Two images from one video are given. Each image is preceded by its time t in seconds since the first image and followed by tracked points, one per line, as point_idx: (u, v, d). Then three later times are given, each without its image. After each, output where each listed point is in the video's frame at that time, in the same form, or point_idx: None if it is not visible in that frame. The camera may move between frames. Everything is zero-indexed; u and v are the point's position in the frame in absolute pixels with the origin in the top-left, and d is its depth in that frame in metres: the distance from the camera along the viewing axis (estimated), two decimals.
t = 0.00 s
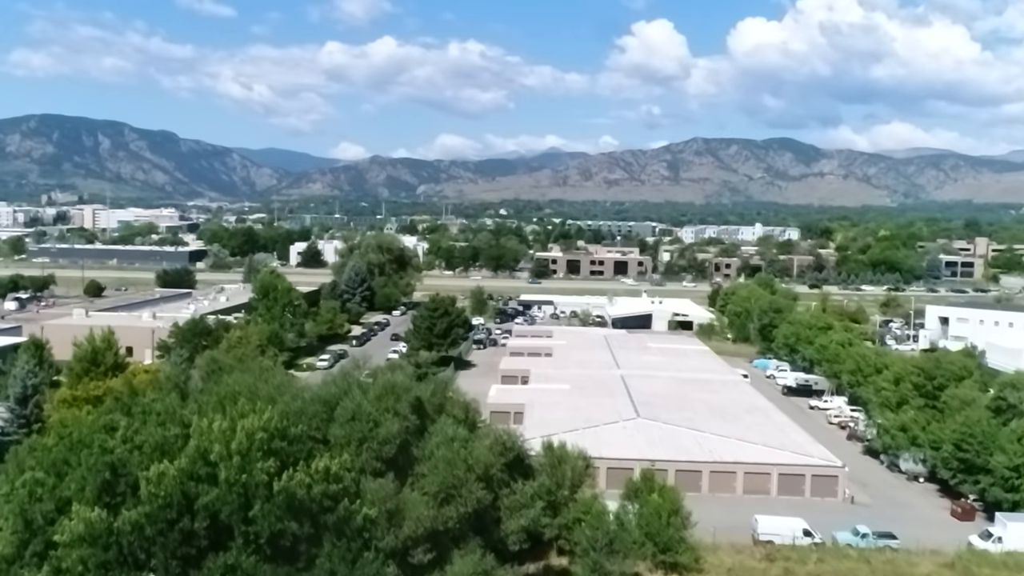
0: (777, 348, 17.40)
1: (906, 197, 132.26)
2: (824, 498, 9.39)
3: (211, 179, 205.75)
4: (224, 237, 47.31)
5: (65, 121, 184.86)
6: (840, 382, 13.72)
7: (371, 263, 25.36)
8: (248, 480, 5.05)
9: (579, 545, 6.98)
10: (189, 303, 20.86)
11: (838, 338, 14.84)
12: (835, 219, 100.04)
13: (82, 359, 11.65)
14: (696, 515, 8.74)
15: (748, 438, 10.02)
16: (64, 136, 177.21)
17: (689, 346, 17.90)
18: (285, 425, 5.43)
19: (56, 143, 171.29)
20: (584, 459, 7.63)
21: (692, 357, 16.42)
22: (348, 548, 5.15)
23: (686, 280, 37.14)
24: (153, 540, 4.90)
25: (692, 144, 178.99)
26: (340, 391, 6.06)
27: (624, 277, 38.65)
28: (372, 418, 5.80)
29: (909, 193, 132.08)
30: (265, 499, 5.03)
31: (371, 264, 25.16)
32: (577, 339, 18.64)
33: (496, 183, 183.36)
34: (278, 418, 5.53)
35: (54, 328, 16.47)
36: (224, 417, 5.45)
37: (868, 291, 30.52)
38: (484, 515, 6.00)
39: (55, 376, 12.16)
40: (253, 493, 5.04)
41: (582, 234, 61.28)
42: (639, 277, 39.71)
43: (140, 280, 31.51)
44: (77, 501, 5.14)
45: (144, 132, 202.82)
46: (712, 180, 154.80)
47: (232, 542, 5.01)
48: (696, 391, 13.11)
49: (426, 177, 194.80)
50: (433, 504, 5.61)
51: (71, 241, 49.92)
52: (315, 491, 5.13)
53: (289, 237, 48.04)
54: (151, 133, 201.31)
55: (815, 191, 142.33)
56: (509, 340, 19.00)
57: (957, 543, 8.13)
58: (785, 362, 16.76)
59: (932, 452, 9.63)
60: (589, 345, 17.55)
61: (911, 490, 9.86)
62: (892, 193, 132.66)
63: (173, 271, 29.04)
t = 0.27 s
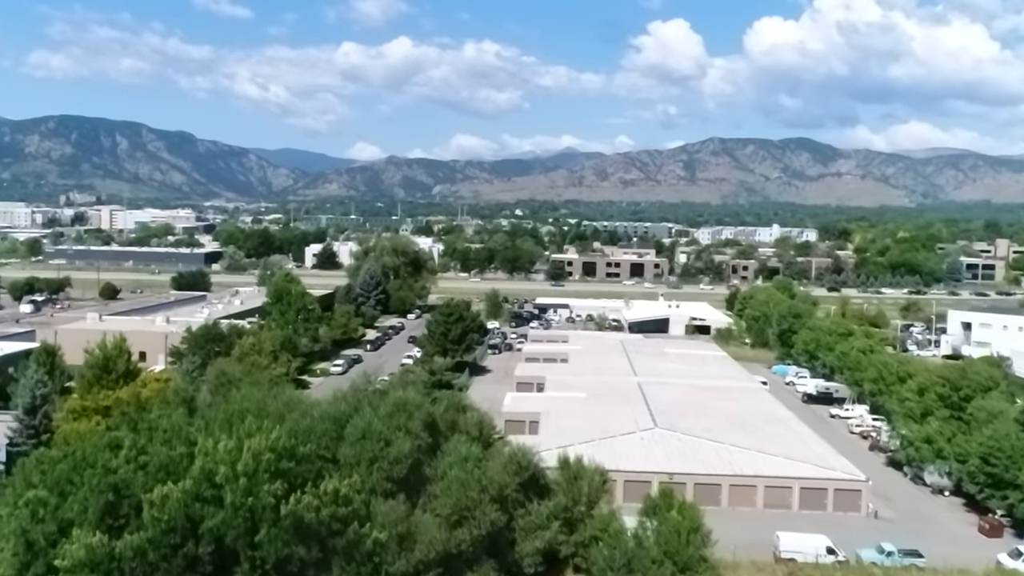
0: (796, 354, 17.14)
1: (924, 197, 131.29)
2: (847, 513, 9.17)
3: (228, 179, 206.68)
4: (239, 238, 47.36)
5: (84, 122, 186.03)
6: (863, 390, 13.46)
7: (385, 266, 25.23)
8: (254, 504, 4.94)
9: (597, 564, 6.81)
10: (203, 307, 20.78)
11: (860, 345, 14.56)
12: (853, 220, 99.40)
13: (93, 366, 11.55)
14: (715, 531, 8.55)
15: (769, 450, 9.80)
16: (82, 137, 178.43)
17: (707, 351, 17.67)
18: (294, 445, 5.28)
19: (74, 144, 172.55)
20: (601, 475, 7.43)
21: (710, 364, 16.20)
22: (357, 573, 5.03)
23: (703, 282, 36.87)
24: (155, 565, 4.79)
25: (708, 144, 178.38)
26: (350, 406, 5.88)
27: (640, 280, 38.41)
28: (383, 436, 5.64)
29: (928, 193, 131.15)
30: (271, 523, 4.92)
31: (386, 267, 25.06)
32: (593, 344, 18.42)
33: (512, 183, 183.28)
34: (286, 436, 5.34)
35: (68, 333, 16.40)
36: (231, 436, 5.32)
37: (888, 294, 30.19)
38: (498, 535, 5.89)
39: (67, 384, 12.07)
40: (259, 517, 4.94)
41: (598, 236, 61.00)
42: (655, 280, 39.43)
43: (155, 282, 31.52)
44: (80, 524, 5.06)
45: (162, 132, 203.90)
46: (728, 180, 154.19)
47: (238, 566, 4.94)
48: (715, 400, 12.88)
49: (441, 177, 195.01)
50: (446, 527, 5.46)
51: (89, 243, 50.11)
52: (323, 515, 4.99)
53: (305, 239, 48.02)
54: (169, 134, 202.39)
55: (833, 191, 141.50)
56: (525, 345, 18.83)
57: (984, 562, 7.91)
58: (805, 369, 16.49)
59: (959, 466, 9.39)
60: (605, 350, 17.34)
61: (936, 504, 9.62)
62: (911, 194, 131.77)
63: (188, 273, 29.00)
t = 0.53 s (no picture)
0: (810, 361, 16.90)
1: (935, 198, 130.68)
2: (865, 528, 8.94)
3: (238, 180, 207.34)
4: (249, 240, 47.30)
5: (95, 124, 186.75)
6: (879, 399, 13.22)
7: (394, 269, 25.03)
8: (253, 530, 4.75)
9: None
10: (211, 311, 20.65)
11: (875, 352, 14.30)
12: (864, 221, 98.99)
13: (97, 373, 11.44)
14: (729, 547, 8.33)
15: (784, 462, 9.59)
16: (94, 138, 179.22)
17: (719, 357, 17.42)
18: (295, 467, 5.12)
19: (86, 145, 173.27)
20: (613, 489, 7.18)
21: (722, 370, 15.95)
22: None
23: (715, 285, 36.58)
24: None
25: (719, 145, 177.97)
26: (353, 428, 5.79)
27: (651, 283, 38.17)
28: (388, 457, 5.55)
29: (939, 194, 130.58)
30: (271, 551, 4.73)
31: (395, 271, 24.88)
32: (603, 349, 18.21)
33: (522, 184, 183.20)
34: (288, 458, 5.20)
35: (74, 338, 16.27)
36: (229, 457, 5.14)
37: (901, 297, 29.90)
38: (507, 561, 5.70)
39: (71, 393, 11.95)
40: (258, 544, 4.75)
41: (608, 237, 60.71)
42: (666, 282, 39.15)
43: (163, 285, 31.44)
44: (73, 551, 4.91)
45: (173, 133, 204.59)
46: (739, 181, 153.77)
47: None
48: (728, 409, 12.62)
49: (451, 178, 195.07)
50: (452, 552, 5.27)
51: (99, 245, 50.17)
52: (325, 540, 4.80)
53: (314, 241, 47.93)
54: (180, 135, 203.11)
55: (844, 192, 140.84)
56: (535, 350, 18.63)
57: None
58: (819, 376, 16.24)
59: (981, 479, 9.16)
60: (616, 356, 17.08)
61: (957, 519, 9.39)
62: (922, 195, 131.23)
63: (197, 276, 28.88)
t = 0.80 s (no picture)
0: (823, 367, 16.63)
1: (945, 198, 130.04)
2: (883, 544, 8.69)
3: (247, 181, 207.70)
4: (256, 242, 47.18)
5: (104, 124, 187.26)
6: (894, 407, 12.96)
7: (401, 272, 24.82)
8: (247, 559, 4.66)
9: None
10: (216, 315, 20.47)
11: (889, 359, 14.05)
12: (874, 222, 98.55)
13: (98, 382, 11.32)
14: (742, 565, 8.07)
15: (799, 476, 9.36)
16: (103, 139, 179.71)
17: (730, 363, 17.17)
18: (293, 490, 5.10)
19: (95, 146, 173.79)
20: (623, 507, 6.92)
21: (734, 377, 15.71)
22: None
23: (724, 288, 36.33)
24: None
25: (727, 145, 177.53)
26: (354, 451, 5.82)
27: (660, 285, 37.91)
28: (390, 479, 5.58)
29: (949, 194, 129.95)
30: None
31: (401, 274, 24.67)
32: (612, 355, 17.97)
33: (530, 184, 182.98)
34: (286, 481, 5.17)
35: (77, 343, 16.10)
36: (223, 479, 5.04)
37: (913, 300, 29.57)
38: None
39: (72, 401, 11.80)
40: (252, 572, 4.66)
41: (616, 238, 60.52)
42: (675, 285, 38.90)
43: (170, 287, 31.31)
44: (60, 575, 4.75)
45: (181, 133, 204.99)
46: (747, 182, 153.32)
47: None
48: (741, 418, 12.37)
49: (459, 178, 195.05)
50: None
51: (106, 246, 50.15)
52: (324, 568, 4.76)
53: (322, 242, 47.77)
54: (188, 135, 203.49)
55: (853, 192, 140.27)
56: (543, 356, 18.39)
57: None
58: (832, 382, 16.00)
59: (1001, 493, 8.92)
60: (626, 362, 16.85)
61: (977, 535, 9.12)
62: (932, 195, 130.64)
63: (203, 279, 28.71)
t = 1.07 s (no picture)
0: (835, 374, 16.37)
1: (954, 199, 129.48)
2: (901, 562, 8.42)
3: (255, 183, 208.00)
4: (262, 245, 47.05)
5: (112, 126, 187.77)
6: (909, 417, 12.70)
7: (407, 276, 24.60)
8: None
9: None
10: (220, 320, 20.28)
11: (904, 368, 13.78)
12: (882, 224, 98.15)
13: (98, 392, 11.16)
14: None
15: (815, 491, 9.12)
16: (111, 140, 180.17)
17: (740, 370, 16.91)
18: (289, 521, 5.22)
19: (103, 147, 174.32)
20: (632, 527, 6.66)
21: (744, 385, 15.45)
22: None
23: (733, 291, 36.05)
24: None
25: (735, 147, 177.33)
26: (353, 477, 6.01)
27: (668, 288, 37.62)
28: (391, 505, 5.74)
29: (958, 196, 129.37)
30: None
31: (407, 278, 24.45)
32: (621, 361, 17.72)
33: (537, 185, 182.82)
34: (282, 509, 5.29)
35: (79, 349, 15.90)
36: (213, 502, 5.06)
37: (925, 305, 29.25)
38: None
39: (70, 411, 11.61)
40: None
41: (624, 241, 60.26)
42: (683, 288, 38.63)
43: (175, 291, 31.16)
44: None
45: (189, 135, 205.38)
46: (755, 183, 152.95)
47: None
48: (752, 428, 12.11)
49: (467, 179, 194.95)
50: None
51: (113, 249, 50.08)
52: None
53: (328, 245, 47.60)
54: (196, 137, 203.84)
55: (861, 194, 139.78)
56: (550, 362, 18.15)
57: None
58: (845, 391, 15.73)
59: None
60: (635, 369, 16.61)
61: (997, 554, 8.85)
62: (940, 197, 130.13)
63: (208, 282, 28.54)
